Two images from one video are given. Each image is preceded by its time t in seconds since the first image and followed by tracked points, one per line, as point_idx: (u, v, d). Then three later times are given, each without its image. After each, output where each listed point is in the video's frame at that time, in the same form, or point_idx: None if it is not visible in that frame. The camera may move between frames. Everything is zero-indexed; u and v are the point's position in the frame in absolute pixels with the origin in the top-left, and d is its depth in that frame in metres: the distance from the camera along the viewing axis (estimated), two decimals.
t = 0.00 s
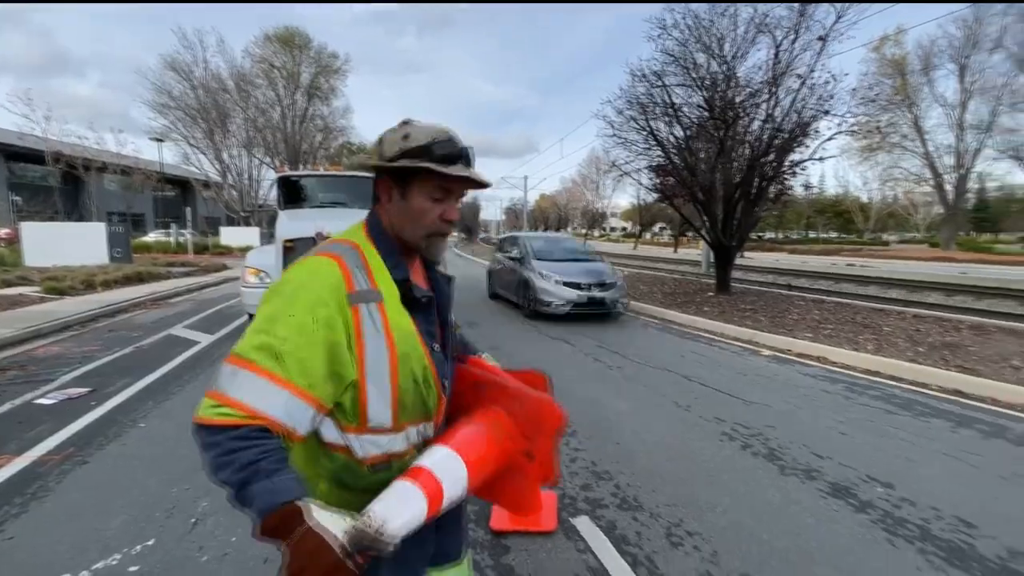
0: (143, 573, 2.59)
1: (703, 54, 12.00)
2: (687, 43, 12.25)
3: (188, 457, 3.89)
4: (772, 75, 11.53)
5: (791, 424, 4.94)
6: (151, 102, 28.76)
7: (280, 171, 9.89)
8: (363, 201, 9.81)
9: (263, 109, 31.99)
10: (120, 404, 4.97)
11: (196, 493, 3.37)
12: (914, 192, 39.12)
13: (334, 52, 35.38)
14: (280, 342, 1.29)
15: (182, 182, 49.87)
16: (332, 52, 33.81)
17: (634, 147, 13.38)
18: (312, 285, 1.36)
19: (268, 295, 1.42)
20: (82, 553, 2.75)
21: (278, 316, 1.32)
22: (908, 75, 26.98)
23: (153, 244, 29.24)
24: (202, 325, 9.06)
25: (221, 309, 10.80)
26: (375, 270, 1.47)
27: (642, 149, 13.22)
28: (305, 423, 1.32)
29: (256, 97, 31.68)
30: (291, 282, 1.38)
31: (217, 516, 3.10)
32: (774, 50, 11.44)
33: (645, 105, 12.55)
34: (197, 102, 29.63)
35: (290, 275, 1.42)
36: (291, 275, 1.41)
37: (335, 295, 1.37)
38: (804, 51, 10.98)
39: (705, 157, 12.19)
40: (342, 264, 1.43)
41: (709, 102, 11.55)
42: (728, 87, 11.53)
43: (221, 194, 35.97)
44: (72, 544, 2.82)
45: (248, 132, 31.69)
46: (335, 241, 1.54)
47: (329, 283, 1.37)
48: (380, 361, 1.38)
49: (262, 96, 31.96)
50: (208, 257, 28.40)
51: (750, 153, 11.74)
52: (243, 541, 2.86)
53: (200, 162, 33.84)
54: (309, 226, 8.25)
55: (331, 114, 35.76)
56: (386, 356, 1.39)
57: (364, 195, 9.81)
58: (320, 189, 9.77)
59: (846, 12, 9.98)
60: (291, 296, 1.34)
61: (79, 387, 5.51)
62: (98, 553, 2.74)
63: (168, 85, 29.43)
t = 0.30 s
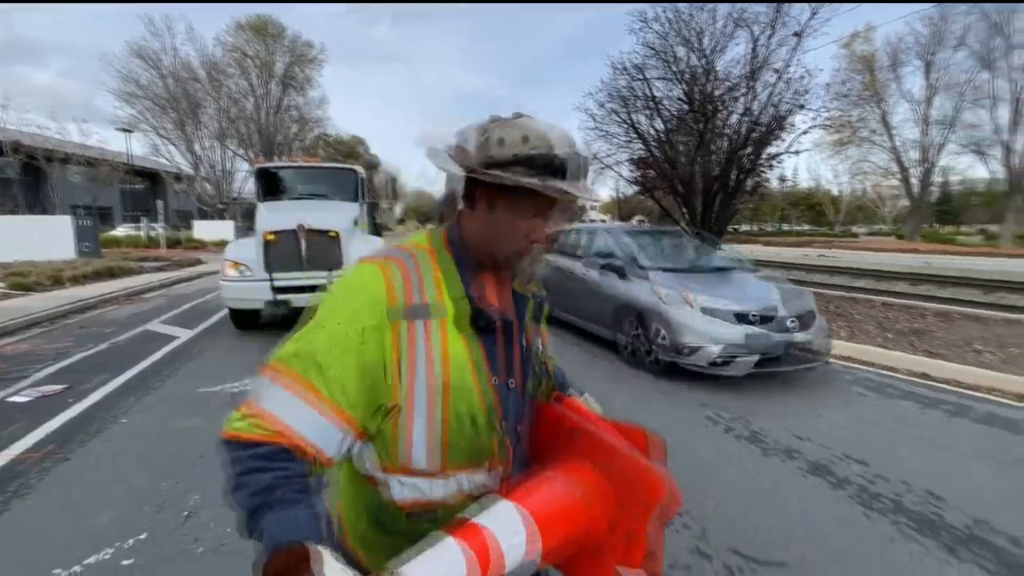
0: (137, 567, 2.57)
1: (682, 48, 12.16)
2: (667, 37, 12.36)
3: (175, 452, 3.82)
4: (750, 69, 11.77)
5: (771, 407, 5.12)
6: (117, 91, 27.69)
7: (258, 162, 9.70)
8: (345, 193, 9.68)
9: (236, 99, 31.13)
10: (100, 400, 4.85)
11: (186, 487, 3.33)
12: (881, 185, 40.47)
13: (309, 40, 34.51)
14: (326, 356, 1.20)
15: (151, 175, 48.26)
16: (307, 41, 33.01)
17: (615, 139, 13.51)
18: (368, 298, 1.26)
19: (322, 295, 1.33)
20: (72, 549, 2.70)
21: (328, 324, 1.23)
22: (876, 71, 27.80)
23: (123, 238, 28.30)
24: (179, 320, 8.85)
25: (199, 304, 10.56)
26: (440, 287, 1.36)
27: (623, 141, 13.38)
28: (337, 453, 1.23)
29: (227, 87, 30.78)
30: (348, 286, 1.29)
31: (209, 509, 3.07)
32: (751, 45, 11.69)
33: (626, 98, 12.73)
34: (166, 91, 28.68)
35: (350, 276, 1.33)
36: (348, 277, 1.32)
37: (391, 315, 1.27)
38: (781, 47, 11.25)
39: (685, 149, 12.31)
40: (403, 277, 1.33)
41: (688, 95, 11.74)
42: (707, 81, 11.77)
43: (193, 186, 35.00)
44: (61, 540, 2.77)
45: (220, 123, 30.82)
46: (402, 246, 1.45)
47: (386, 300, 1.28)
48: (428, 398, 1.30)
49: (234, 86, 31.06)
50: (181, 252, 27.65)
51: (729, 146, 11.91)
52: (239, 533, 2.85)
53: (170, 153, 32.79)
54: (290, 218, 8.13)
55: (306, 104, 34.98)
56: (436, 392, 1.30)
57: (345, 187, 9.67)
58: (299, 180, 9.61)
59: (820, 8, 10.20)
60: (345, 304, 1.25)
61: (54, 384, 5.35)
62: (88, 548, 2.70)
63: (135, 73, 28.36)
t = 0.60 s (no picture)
0: (133, 564, 2.56)
1: (659, 45, 12.41)
2: (645, 34, 12.71)
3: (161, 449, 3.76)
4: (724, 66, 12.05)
5: (746, 395, 5.34)
6: (72, 77, 26.26)
7: (231, 153, 9.42)
8: (323, 186, 9.52)
9: (201, 87, 29.92)
10: (74, 399, 4.69)
11: (176, 483, 3.30)
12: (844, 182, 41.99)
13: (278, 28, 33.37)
14: (493, 331, 1.07)
15: (110, 165, 46.13)
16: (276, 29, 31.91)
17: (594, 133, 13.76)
18: (539, 264, 1.11)
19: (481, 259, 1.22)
20: (63, 549, 2.67)
21: (492, 290, 1.09)
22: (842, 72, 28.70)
23: (81, 231, 27.04)
24: (150, 316, 8.58)
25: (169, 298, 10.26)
26: (617, 258, 1.19)
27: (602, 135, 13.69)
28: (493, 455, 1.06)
29: (192, 75, 29.64)
30: (510, 250, 1.15)
31: (202, 504, 3.07)
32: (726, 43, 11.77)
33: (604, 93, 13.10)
34: (126, 78, 27.35)
35: (511, 240, 1.20)
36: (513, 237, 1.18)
37: (564, 287, 1.10)
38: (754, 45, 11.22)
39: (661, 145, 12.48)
40: (576, 240, 1.16)
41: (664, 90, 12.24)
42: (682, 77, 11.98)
43: (156, 178, 33.64)
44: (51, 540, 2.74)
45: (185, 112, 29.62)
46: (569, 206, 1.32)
47: (558, 267, 1.11)
48: (602, 387, 1.12)
49: (199, 74, 29.92)
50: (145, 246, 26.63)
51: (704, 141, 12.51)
52: (235, 527, 2.87)
53: (131, 143, 31.37)
54: (268, 212, 7.98)
55: (276, 95, 33.86)
56: (612, 380, 1.12)
57: (323, 180, 9.52)
58: (275, 172, 9.39)
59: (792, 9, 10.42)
60: (512, 270, 1.11)
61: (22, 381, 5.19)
62: (80, 547, 2.68)
63: (92, 58, 26.92)
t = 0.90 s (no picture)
0: (112, 569, 2.51)
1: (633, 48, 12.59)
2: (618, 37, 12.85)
3: (133, 452, 3.65)
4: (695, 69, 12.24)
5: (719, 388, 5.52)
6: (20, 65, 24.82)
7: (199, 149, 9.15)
8: (295, 183, 9.34)
9: (161, 79, 28.68)
10: (35, 404, 4.49)
11: (152, 487, 3.22)
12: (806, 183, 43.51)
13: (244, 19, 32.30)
14: (642, 402, 0.93)
15: (63, 159, 43.84)
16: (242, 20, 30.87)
17: (568, 134, 13.90)
18: (699, 322, 0.95)
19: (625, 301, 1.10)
20: (35, 557, 2.58)
21: (643, 350, 0.96)
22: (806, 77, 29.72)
23: (31, 228, 25.60)
24: (112, 317, 8.24)
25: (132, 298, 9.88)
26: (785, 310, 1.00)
27: (575, 137, 13.78)
28: (644, 553, 0.92)
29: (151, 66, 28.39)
30: (658, 297, 1.01)
31: (182, 507, 3.02)
32: (696, 48, 12.22)
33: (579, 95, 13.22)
34: (80, 67, 25.99)
35: (660, 282, 1.06)
36: (662, 281, 1.05)
37: (731, 349, 0.94)
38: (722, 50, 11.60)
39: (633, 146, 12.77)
40: (744, 288, 0.99)
41: (637, 92, 12.37)
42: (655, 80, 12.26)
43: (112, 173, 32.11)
44: (21, 548, 2.65)
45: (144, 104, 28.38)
46: (725, 232, 1.16)
47: (724, 327, 0.94)
48: (774, 468, 0.95)
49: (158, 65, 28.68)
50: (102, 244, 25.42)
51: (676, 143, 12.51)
52: (217, 529, 2.83)
53: (85, 136, 29.86)
54: (239, 210, 7.79)
55: (241, 88, 32.75)
56: (783, 459, 0.95)
57: (295, 177, 9.34)
58: (245, 169, 9.15)
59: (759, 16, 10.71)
60: (660, 327, 0.97)
61: None
62: (54, 553, 2.60)
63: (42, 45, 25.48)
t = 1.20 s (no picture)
0: None
1: (617, 55, 12.69)
2: (601, 44, 12.93)
3: (114, 462, 3.57)
4: (676, 77, 12.55)
5: (703, 389, 5.59)
6: None
7: (180, 152, 8.98)
8: (279, 187, 9.25)
9: (140, 80, 28.29)
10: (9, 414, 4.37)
11: (135, 497, 3.16)
12: (784, 188, 44.55)
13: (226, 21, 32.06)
14: None
15: (37, 161, 42.78)
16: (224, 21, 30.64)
17: (553, 139, 13.96)
18: None
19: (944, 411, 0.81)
20: (14, 569, 2.53)
21: None
22: (781, 85, 30.45)
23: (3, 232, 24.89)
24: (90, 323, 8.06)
25: (108, 305, 9.64)
26: None
27: (560, 141, 13.83)
28: None
29: (128, 66, 27.89)
30: None
31: (167, 517, 2.97)
32: (678, 55, 12.48)
33: (564, 100, 13.22)
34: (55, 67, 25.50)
35: None
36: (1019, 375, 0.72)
37: None
38: (703, 57, 11.85)
39: (617, 151, 12.85)
40: None
41: (621, 98, 12.43)
42: (638, 86, 12.40)
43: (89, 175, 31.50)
44: None
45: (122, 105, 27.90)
46: None
47: None
48: None
49: (135, 65, 28.18)
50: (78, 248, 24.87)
51: (659, 148, 12.69)
52: (203, 538, 2.79)
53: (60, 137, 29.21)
54: (222, 214, 7.69)
55: (223, 90, 32.47)
56: None
57: (279, 181, 9.24)
58: (227, 172, 9.01)
59: (738, 24, 11.00)
60: None
61: None
62: (32, 567, 2.54)
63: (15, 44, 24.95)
